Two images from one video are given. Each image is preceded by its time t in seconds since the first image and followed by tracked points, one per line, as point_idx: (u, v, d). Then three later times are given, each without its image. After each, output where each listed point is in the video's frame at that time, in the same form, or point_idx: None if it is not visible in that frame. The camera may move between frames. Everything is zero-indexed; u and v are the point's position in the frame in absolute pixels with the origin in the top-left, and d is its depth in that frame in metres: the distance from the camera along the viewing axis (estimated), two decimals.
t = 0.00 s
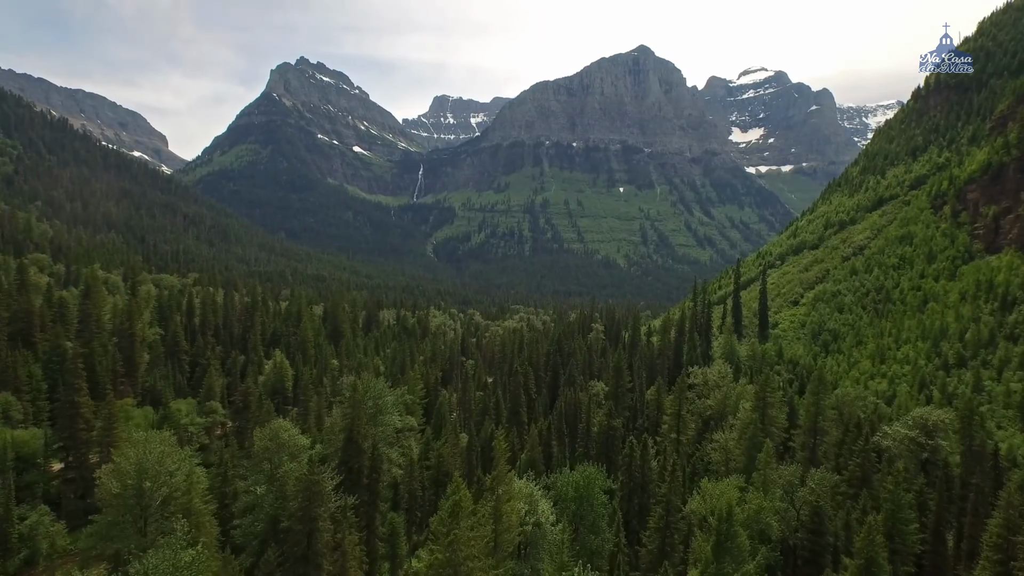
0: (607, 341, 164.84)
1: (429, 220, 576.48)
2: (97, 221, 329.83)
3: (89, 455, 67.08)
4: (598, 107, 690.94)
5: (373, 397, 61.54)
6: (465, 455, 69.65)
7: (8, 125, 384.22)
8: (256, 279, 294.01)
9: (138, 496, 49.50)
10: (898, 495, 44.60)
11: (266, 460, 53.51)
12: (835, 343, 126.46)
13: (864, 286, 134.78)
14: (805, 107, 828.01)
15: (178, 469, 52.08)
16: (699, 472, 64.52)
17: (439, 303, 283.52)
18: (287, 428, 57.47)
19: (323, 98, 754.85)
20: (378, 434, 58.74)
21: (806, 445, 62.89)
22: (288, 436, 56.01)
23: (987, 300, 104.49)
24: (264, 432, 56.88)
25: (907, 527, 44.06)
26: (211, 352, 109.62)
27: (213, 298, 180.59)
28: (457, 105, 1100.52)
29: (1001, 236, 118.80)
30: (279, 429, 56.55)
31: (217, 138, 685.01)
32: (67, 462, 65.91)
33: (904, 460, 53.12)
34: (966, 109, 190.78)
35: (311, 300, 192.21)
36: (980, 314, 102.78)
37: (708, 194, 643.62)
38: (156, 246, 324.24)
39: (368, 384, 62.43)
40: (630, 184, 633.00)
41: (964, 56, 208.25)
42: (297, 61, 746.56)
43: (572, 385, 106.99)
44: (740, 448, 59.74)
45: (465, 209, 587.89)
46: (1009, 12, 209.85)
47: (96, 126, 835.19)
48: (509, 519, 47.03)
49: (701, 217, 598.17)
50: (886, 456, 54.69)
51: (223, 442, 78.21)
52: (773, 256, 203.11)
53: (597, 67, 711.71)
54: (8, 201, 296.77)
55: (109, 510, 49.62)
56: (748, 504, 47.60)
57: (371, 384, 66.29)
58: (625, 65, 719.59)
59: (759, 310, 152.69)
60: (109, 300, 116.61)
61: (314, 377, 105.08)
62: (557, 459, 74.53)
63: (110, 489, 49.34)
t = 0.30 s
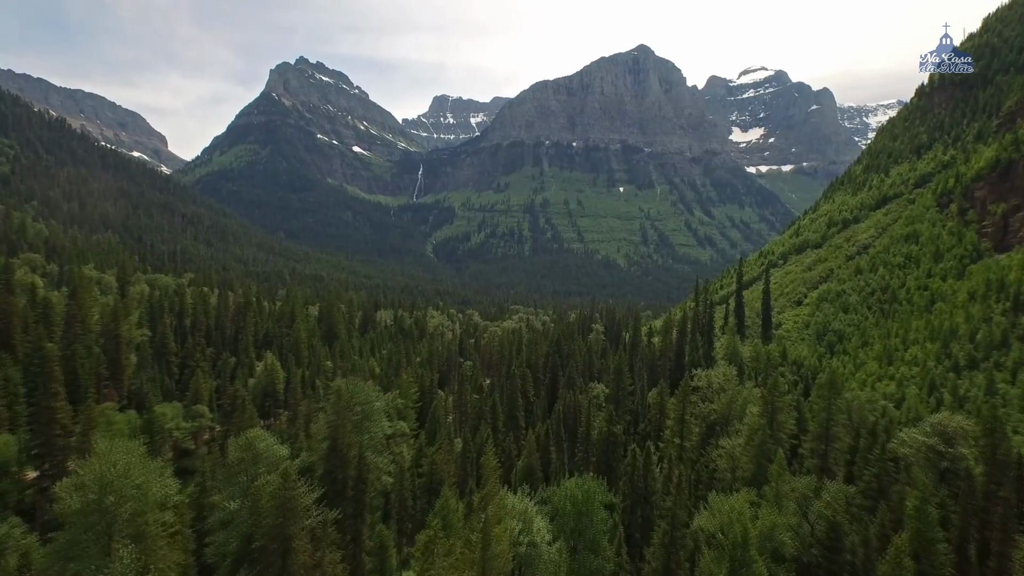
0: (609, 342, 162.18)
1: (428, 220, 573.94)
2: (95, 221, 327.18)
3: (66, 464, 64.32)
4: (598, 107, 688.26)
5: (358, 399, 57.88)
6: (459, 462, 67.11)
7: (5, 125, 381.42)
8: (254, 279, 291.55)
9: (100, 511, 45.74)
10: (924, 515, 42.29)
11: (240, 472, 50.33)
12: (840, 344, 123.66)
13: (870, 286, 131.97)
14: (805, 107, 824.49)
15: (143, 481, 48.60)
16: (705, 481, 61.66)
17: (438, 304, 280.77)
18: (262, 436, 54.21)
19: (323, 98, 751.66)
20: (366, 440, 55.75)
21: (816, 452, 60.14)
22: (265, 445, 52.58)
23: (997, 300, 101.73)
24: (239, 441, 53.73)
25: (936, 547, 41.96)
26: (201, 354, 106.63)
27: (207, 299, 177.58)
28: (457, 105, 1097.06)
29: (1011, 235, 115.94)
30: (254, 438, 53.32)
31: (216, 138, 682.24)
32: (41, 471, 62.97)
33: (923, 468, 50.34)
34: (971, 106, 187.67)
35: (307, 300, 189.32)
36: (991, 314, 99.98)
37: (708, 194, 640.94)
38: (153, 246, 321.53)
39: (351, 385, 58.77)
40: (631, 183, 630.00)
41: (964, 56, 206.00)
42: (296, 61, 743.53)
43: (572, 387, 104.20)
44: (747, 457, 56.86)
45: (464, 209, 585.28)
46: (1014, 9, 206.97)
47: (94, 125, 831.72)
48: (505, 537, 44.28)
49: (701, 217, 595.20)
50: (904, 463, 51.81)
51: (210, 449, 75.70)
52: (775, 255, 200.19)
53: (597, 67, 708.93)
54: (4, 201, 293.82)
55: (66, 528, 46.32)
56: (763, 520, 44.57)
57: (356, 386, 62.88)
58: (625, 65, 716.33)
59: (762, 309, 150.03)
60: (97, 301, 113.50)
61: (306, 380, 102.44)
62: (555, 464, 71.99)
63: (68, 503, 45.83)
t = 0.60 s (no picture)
0: (611, 343, 159.40)
1: (428, 219, 571.47)
2: (92, 220, 324.63)
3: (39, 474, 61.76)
4: (598, 106, 685.29)
5: (339, 407, 55.58)
6: (452, 471, 64.06)
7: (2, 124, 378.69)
8: (252, 279, 288.83)
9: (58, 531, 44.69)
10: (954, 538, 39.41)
11: (210, 487, 48.77)
12: (846, 344, 120.83)
13: (875, 285, 128.99)
14: (806, 106, 820.62)
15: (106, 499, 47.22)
16: (711, 493, 58.70)
17: (437, 304, 277.76)
18: (237, 449, 52.55)
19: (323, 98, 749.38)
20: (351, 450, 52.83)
21: (826, 459, 57.02)
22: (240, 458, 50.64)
23: (1009, 301, 98.77)
24: (214, 454, 51.94)
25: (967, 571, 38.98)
26: (190, 356, 103.84)
27: (202, 299, 174.55)
28: (457, 105, 1093.47)
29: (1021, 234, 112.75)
30: (229, 452, 51.71)
31: (215, 138, 679.70)
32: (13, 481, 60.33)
33: (944, 481, 47.35)
34: (977, 103, 184.72)
35: (303, 300, 186.29)
36: (1003, 314, 96.93)
37: (708, 193, 637.83)
38: (151, 245, 319.20)
39: (332, 392, 56.49)
40: (631, 183, 627.20)
41: (964, 56, 204.47)
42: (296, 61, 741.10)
43: (571, 390, 101.47)
44: (755, 467, 53.67)
45: (464, 208, 582.42)
46: (1020, 5, 203.90)
47: (94, 125, 829.48)
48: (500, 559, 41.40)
49: (701, 216, 591.99)
50: (922, 474, 48.94)
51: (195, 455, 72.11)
52: (778, 254, 197.52)
53: (597, 66, 706.14)
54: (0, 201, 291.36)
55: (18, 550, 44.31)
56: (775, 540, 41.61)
57: (339, 392, 60.34)
58: (625, 64, 713.50)
59: (766, 309, 147.26)
60: (85, 301, 110.59)
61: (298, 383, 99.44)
62: (554, 472, 69.17)
63: (19, 523, 44.10)
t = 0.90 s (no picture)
0: (612, 344, 156.64)
1: (428, 219, 568.72)
2: (89, 220, 321.71)
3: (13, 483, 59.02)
4: (598, 105, 682.15)
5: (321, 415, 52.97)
6: (445, 480, 61.55)
7: None
8: (249, 279, 285.88)
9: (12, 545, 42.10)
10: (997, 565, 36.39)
11: (173, 504, 45.60)
12: (853, 345, 118.21)
13: (882, 285, 126.10)
14: (807, 105, 817.33)
15: (57, 520, 44.48)
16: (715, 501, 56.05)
17: (436, 304, 274.67)
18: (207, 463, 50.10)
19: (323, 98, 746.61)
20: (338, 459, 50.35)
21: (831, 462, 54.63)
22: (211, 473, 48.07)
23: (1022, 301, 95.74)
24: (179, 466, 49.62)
25: None
26: (180, 358, 100.96)
27: (197, 300, 171.47)
28: (457, 105, 1090.41)
29: None
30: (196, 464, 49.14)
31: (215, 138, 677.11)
32: None
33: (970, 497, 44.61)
34: (983, 100, 181.44)
35: (299, 301, 183.32)
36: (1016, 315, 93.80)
37: (709, 193, 634.54)
38: (149, 245, 316.42)
39: (317, 400, 53.93)
40: (631, 182, 624.11)
41: (964, 56, 202.97)
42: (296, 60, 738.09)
43: (571, 393, 98.85)
44: (766, 477, 50.79)
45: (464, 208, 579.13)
46: None
47: (94, 125, 827.03)
48: None
49: (702, 216, 588.59)
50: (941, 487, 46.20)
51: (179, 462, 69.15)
52: (781, 253, 194.59)
53: (597, 65, 703.27)
54: None
55: None
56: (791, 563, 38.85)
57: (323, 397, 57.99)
58: (625, 64, 710.51)
59: (770, 309, 144.66)
60: (74, 303, 107.92)
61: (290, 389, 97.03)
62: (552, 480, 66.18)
63: None
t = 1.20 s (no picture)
0: (614, 345, 153.95)
1: (428, 219, 565.91)
2: (86, 220, 318.81)
3: None
4: (598, 104, 678.97)
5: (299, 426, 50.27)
6: (440, 489, 58.66)
7: None
8: (247, 279, 283.26)
9: None
10: None
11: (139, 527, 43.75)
12: (860, 346, 115.31)
13: (889, 285, 123.09)
14: (808, 104, 813.22)
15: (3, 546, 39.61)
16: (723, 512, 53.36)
17: (435, 304, 271.80)
18: (169, 483, 47.26)
19: (323, 97, 743.33)
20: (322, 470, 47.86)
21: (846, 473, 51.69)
22: (173, 496, 45.62)
23: None
24: (136, 489, 47.22)
25: None
26: (169, 361, 98.18)
27: (192, 300, 168.47)
28: (457, 104, 1087.39)
29: None
30: (154, 487, 46.39)
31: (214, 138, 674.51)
32: None
33: (1004, 515, 41.69)
34: (990, 96, 178.01)
35: (295, 301, 180.47)
36: None
37: (709, 192, 631.12)
38: (146, 245, 313.70)
39: (297, 409, 51.28)
40: (632, 182, 620.77)
41: (964, 56, 201.01)
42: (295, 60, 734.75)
43: (571, 396, 95.95)
44: (778, 489, 47.85)
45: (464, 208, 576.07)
46: None
47: (93, 125, 824.58)
48: None
49: (702, 215, 585.22)
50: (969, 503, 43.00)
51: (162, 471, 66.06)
52: (784, 253, 191.52)
53: (597, 64, 700.13)
54: None
55: None
56: None
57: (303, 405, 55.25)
58: (625, 63, 706.97)
59: (774, 309, 141.88)
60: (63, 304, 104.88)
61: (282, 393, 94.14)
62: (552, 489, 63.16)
63: None
